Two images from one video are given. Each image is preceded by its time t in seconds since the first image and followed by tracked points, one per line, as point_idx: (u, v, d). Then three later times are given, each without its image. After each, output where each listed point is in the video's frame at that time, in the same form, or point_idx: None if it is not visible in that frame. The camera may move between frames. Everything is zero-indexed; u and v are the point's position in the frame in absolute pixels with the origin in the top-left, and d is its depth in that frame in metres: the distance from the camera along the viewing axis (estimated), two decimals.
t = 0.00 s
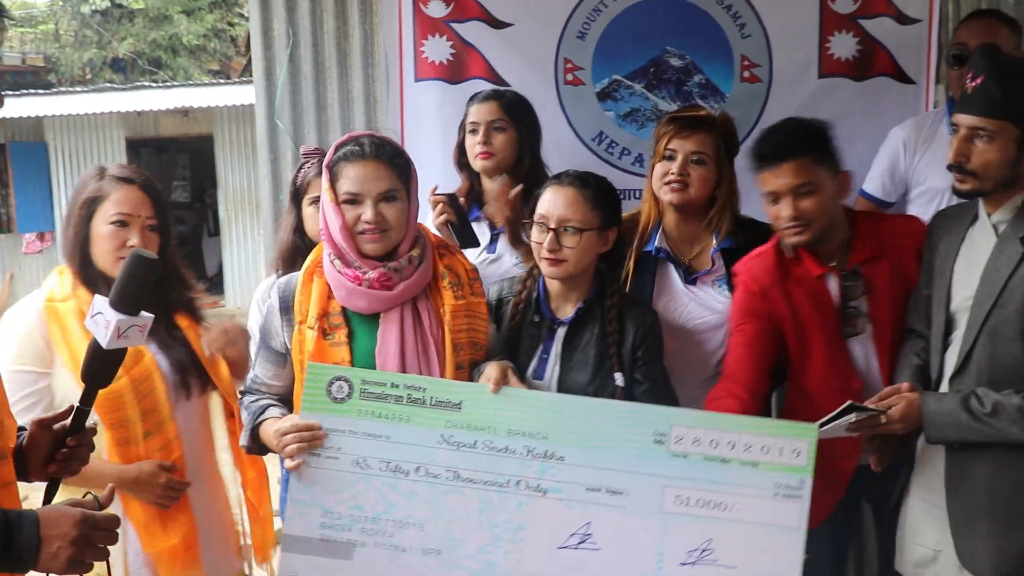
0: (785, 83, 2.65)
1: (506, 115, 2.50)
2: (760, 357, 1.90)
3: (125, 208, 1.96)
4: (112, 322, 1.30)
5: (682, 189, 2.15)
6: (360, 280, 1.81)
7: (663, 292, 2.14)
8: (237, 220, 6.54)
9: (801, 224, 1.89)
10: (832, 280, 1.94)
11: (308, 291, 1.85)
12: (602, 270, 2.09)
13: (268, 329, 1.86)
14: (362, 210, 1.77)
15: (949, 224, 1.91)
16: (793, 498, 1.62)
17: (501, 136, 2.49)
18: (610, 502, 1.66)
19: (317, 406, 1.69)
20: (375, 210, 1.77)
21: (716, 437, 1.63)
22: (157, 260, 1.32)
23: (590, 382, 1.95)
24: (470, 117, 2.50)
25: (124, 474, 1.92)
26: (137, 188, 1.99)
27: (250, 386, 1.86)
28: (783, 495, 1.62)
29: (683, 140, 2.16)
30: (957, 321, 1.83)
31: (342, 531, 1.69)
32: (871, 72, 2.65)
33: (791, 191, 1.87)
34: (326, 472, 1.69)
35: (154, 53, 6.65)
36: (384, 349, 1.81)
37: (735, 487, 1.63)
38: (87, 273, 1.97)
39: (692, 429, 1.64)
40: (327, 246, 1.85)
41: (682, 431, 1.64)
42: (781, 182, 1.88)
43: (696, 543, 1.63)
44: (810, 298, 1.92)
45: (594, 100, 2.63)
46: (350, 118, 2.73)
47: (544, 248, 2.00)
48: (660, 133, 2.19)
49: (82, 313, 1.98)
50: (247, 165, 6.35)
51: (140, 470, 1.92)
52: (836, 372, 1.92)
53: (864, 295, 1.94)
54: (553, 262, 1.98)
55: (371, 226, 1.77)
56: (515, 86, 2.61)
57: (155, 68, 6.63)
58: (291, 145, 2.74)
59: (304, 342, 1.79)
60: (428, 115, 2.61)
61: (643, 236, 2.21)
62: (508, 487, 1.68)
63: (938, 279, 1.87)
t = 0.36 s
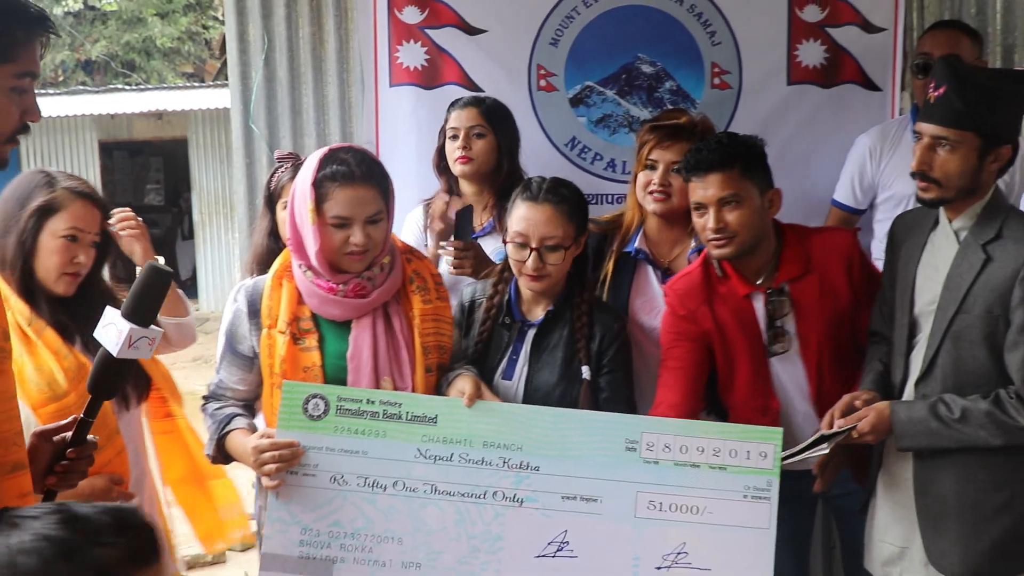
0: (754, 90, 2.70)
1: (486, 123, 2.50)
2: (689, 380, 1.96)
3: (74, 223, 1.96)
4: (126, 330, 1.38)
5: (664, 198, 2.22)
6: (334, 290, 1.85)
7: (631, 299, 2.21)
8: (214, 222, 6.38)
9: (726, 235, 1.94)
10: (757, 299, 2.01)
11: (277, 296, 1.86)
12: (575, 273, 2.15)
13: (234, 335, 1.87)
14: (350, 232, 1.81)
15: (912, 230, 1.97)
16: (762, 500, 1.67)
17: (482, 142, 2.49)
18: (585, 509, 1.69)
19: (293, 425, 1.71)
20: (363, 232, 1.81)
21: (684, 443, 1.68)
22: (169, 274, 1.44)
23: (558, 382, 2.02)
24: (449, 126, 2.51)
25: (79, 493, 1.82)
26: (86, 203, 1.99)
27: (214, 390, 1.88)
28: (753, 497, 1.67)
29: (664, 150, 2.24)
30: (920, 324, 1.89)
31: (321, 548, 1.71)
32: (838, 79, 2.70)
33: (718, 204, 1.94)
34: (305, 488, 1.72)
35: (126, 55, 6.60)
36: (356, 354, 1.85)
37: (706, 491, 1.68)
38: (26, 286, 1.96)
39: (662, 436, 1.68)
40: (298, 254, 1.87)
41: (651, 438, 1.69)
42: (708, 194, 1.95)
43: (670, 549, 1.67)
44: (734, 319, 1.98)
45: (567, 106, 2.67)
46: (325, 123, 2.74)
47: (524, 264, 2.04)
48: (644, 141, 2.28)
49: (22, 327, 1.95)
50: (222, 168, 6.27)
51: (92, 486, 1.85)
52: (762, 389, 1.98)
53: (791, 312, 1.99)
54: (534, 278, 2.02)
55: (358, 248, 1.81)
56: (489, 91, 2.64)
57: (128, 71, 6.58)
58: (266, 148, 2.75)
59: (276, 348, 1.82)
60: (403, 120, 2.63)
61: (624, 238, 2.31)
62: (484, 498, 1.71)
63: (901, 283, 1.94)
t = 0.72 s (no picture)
0: (732, 94, 2.73)
1: (481, 126, 2.51)
2: (647, 388, 2.00)
3: (52, 221, 2.00)
4: (131, 325, 1.38)
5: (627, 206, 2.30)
6: (305, 294, 1.93)
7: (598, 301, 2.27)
8: (195, 227, 6.24)
9: (686, 242, 1.96)
10: (712, 305, 2.05)
11: (247, 299, 1.93)
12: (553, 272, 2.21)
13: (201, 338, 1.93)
14: (317, 234, 1.88)
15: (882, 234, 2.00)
16: (726, 500, 1.69)
17: (476, 146, 2.51)
18: (558, 512, 1.71)
19: (271, 433, 1.73)
20: (329, 235, 1.88)
21: (654, 445, 1.70)
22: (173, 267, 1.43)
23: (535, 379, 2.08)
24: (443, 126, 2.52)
25: (72, 490, 1.88)
26: (60, 199, 2.03)
27: (180, 392, 1.92)
28: (718, 498, 1.69)
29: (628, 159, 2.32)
30: (889, 326, 1.93)
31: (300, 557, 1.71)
32: (814, 84, 2.74)
33: (679, 210, 1.96)
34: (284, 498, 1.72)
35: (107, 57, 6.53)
36: (328, 358, 1.93)
37: (674, 492, 1.69)
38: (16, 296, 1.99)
39: (631, 440, 1.70)
40: (268, 255, 1.95)
41: (621, 442, 1.70)
42: (668, 201, 1.97)
43: (643, 547, 1.69)
44: (690, 327, 2.03)
45: (547, 110, 2.69)
46: (306, 126, 2.75)
47: (504, 266, 2.10)
48: (608, 149, 2.35)
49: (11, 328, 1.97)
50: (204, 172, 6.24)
51: (85, 484, 1.91)
52: (719, 395, 2.03)
53: (745, 317, 2.03)
54: (515, 279, 2.08)
55: (325, 249, 1.90)
56: (470, 95, 2.65)
57: (109, 74, 6.54)
58: (248, 151, 2.76)
59: (247, 350, 1.89)
60: (384, 123, 2.64)
61: (586, 242, 2.36)
62: (460, 502, 1.72)
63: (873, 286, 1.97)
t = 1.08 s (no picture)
0: (698, 84, 2.77)
1: (450, 117, 2.54)
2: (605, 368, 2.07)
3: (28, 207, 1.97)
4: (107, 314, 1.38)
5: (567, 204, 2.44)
6: (269, 282, 1.98)
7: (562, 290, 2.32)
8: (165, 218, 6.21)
9: (647, 222, 2.02)
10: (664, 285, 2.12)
11: (211, 291, 1.97)
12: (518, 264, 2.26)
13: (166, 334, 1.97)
14: (276, 218, 1.94)
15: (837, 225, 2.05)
16: (696, 455, 1.79)
17: (445, 136, 2.55)
18: (534, 481, 1.77)
19: (246, 425, 1.75)
20: (289, 219, 1.95)
21: (623, 411, 1.78)
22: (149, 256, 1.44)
23: (508, 364, 2.15)
24: (414, 117, 2.55)
25: (62, 477, 1.92)
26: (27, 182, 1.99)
27: (145, 387, 1.96)
28: (688, 453, 1.79)
29: (563, 158, 2.46)
30: (844, 312, 2.00)
31: (284, 544, 1.74)
32: (779, 73, 2.78)
33: (641, 190, 2.01)
34: (266, 488, 1.75)
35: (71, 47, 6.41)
36: (294, 344, 1.98)
37: (645, 452, 1.78)
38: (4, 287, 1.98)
39: (600, 405, 1.78)
40: (231, 244, 1.99)
41: (591, 408, 1.78)
42: (631, 181, 2.01)
43: (619, 509, 1.78)
44: (643, 309, 2.10)
45: (514, 100, 2.71)
46: (274, 117, 2.75)
47: (472, 242, 2.16)
48: (540, 149, 2.48)
49: None
50: (172, 165, 6.19)
51: (74, 472, 1.95)
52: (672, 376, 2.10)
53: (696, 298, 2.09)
54: (483, 256, 2.15)
55: (285, 234, 1.95)
56: (438, 85, 2.66)
57: (73, 63, 6.43)
58: (216, 142, 2.74)
59: (213, 342, 1.93)
60: (352, 114, 2.65)
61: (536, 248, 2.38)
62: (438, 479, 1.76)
63: (829, 272, 2.03)
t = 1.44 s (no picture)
0: (675, 86, 2.79)
1: (428, 120, 2.60)
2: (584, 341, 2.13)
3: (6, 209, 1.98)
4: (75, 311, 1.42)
5: (552, 216, 2.47)
6: (248, 285, 2.00)
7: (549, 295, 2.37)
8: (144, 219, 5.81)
9: (637, 212, 2.07)
10: (649, 265, 2.18)
11: (190, 297, 2.00)
12: (500, 264, 2.29)
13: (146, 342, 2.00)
14: (253, 220, 1.96)
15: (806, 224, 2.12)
16: (671, 428, 1.94)
17: (423, 139, 2.60)
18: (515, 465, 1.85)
19: (230, 432, 1.79)
20: (266, 220, 1.97)
21: (597, 387, 1.91)
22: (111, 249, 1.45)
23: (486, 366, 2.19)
24: (393, 119, 2.60)
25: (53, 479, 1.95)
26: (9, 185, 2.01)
27: (126, 397, 1.97)
28: (663, 427, 1.94)
29: (550, 169, 2.46)
30: (811, 310, 2.06)
31: (277, 545, 1.81)
32: (755, 75, 2.81)
33: (634, 185, 2.06)
34: (256, 491, 1.81)
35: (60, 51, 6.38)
36: (274, 347, 2.01)
37: (622, 429, 1.92)
38: None
39: (575, 385, 1.90)
40: (210, 249, 2.02)
41: (567, 388, 1.90)
42: (626, 173, 2.05)
43: (601, 484, 1.90)
44: (624, 285, 2.17)
45: (493, 103, 2.74)
46: (254, 122, 2.77)
47: (452, 243, 2.18)
48: (526, 159, 2.47)
49: None
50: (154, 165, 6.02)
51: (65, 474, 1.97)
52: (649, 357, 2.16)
53: (679, 281, 2.15)
54: (462, 256, 2.17)
55: (262, 235, 1.97)
56: (416, 89, 2.69)
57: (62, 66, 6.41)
58: (196, 147, 2.77)
59: (193, 347, 1.95)
60: (331, 118, 2.67)
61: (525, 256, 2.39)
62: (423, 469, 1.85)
63: (795, 270, 2.10)
